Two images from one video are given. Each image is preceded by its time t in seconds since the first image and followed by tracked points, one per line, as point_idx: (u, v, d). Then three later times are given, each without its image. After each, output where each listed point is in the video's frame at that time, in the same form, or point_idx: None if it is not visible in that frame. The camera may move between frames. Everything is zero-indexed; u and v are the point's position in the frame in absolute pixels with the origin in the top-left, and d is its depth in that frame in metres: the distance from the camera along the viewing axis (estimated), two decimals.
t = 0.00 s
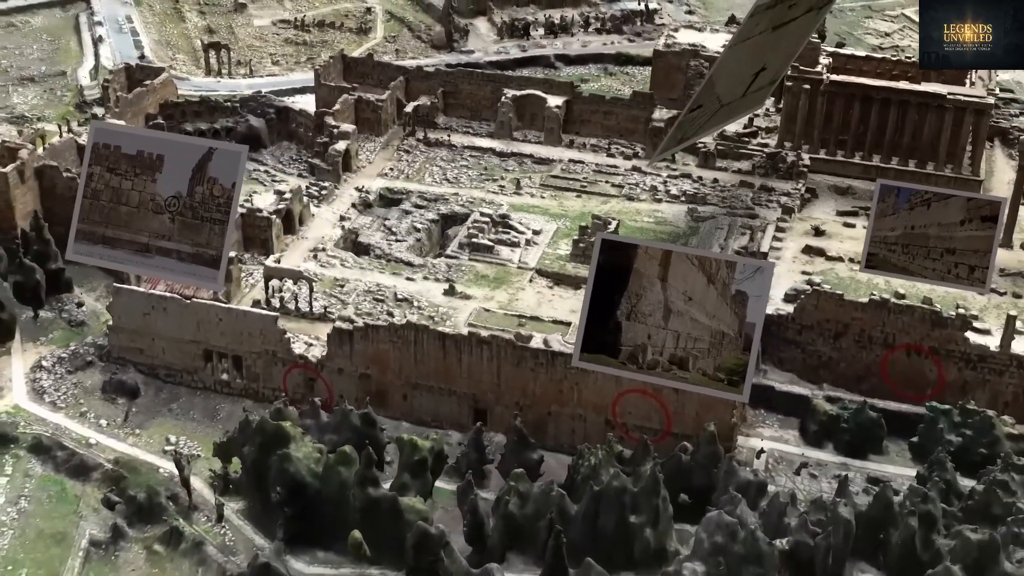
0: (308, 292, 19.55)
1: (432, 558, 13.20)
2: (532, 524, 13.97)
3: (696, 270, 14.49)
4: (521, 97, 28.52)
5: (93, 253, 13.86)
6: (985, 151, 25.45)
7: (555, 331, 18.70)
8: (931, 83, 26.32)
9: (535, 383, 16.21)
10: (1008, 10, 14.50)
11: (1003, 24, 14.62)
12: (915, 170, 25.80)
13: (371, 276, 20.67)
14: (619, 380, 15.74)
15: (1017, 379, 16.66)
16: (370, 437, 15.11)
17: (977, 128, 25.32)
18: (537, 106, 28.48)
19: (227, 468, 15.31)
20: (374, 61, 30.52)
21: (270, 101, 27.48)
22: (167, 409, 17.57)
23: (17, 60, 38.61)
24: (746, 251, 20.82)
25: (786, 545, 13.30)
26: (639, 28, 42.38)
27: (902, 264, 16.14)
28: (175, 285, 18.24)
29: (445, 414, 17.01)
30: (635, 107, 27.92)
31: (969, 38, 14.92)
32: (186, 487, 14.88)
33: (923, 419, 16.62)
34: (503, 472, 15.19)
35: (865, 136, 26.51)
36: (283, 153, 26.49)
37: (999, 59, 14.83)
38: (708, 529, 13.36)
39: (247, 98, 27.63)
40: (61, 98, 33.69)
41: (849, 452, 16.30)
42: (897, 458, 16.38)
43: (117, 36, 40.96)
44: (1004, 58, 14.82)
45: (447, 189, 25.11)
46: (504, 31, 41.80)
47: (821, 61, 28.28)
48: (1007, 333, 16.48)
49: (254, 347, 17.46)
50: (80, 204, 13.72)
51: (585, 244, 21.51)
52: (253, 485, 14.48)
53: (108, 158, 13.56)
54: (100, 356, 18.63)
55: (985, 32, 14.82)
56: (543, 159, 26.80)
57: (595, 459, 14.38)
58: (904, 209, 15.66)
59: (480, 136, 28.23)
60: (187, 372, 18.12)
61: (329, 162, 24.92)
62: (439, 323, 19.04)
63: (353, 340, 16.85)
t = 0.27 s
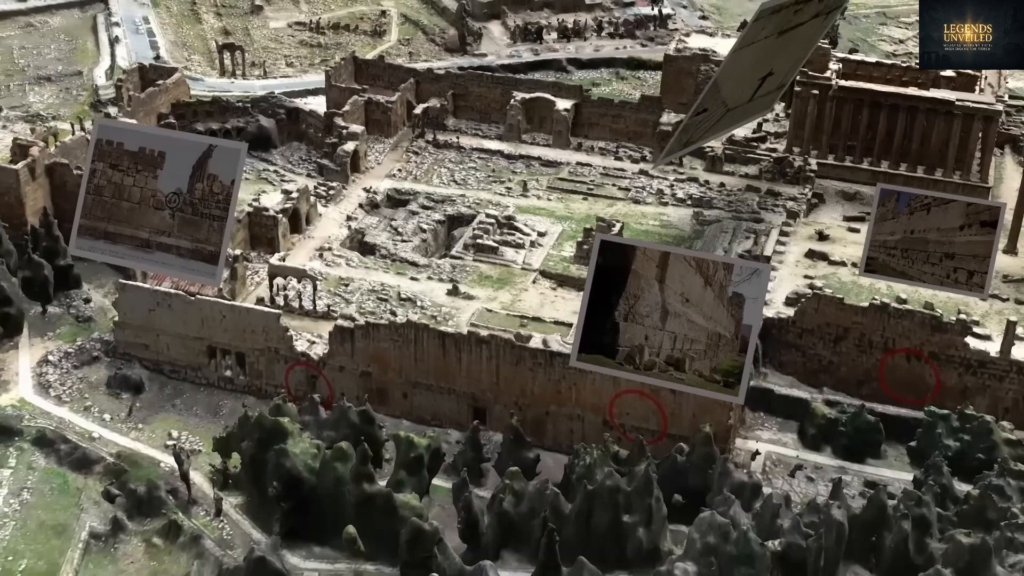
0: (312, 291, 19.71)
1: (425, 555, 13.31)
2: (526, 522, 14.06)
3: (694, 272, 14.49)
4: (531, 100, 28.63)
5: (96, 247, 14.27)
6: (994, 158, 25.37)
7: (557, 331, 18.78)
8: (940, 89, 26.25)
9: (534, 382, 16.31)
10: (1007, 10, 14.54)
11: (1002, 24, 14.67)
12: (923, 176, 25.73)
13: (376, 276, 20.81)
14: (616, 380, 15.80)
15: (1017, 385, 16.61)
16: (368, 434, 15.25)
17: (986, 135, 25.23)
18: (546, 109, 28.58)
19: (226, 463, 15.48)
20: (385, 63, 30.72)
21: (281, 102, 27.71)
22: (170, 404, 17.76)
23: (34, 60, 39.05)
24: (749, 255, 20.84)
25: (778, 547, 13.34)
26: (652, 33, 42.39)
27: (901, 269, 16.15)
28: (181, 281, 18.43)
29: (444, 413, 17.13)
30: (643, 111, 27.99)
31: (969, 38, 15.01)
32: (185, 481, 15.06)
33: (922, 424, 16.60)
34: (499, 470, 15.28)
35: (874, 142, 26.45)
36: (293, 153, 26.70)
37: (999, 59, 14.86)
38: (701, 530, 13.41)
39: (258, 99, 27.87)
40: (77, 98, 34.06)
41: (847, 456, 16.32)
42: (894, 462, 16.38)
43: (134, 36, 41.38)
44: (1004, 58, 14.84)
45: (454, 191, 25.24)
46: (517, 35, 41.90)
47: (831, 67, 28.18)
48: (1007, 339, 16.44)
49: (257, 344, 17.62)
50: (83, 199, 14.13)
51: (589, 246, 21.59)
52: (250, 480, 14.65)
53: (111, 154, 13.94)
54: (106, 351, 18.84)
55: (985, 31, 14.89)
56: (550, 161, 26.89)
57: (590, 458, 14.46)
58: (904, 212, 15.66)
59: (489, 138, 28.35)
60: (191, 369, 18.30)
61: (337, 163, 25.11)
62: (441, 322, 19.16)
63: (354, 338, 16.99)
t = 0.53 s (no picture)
0: (317, 290, 19.90)
1: (418, 550, 13.44)
2: (520, 520, 14.17)
3: (692, 274, 14.53)
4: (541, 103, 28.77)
5: (97, 241, 14.56)
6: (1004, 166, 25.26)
7: (559, 332, 18.89)
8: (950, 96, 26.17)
9: (532, 382, 16.43)
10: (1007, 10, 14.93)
11: (1002, 23, 15.03)
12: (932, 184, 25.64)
13: (381, 275, 20.97)
14: (614, 380, 15.89)
15: (1017, 392, 16.58)
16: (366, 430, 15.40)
17: (996, 142, 25.13)
18: (556, 112, 28.70)
19: (227, 457, 15.68)
20: (398, 65, 30.96)
21: (294, 103, 27.97)
22: (175, 399, 17.98)
23: (54, 60, 39.55)
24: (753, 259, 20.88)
25: (769, 548, 13.40)
26: (667, 39, 42.42)
27: (901, 274, 16.17)
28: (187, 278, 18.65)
29: (444, 411, 17.27)
30: (653, 115, 28.07)
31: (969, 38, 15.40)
32: (185, 474, 15.27)
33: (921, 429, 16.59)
34: (496, 469, 15.40)
35: (883, 149, 26.39)
36: (305, 154, 26.95)
37: (999, 59, 15.22)
38: (692, 529, 13.47)
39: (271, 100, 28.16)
40: (95, 97, 34.48)
41: (844, 459, 16.34)
42: (892, 467, 16.38)
43: (153, 37, 41.84)
44: (1004, 58, 15.21)
45: (462, 192, 25.38)
46: (532, 39, 42.03)
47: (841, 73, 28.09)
48: (1007, 345, 16.40)
49: (261, 341, 17.81)
50: (87, 195, 14.44)
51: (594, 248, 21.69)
52: (249, 474, 14.84)
53: (114, 150, 14.24)
54: (113, 347, 19.09)
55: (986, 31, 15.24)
56: (559, 164, 27.00)
57: (585, 457, 14.55)
58: (904, 217, 15.71)
59: (499, 141, 28.49)
60: (196, 365, 18.51)
61: (347, 163, 25.32)
62: (444, 322, 19.31)
63: (356, 336, 17.15)
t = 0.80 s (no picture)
0: (323, 289, 20.14)
1: (411, 545, 13.59)
2: (513, 517, 14.31)
3: (689, 277, 14.63)
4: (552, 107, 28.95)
5: (100, 236, 14.86)
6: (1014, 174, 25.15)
7: (561, 333, 19.02)
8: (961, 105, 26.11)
9: (531, 382, 16.58)
10: (1007, 11, 15.45)
11: (1002, 23, 15.52)
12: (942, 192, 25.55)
13: (388, 275, 21.19)
14: (611, 381, 16.00)
15: (1016, 399, 16.57)
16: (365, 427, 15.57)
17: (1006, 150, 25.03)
18: (567, 117, 28.86)
19: (227, 451, 15.91)
20: (411, 69, 31.24)
21: (307, 104, 28.28)
22: (180, 394, 18.23)
23: (76, 60, 40.11)
24: (758, 264, 20.95)
25: (760, 549, 13.47)
26: (683, 45, 42.48)
27: (898, 279, 16.16)
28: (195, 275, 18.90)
29: (444, 410, 17.44)
30: (663, 120, 28.16)
31: (969, 38, 15.87)
32: (185, 467, 15.50)
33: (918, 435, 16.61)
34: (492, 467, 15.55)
35: (893, 157, 26.35)
36: (317, 155, 27.24)
37: (1000, 58, 15.73)
38: (684, 529, 13.55)
39: (285, 101, 28.49)
40: (114, 98, 34.95)
41: (842, 463, 16.38)
42: (889, 472, 16.40)
43: (173, 39, 42.34)
44: (1004, 58, 15.72)
45: (472, 195, 25.58)
46: (548, 45, 42.23)
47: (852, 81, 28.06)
48: (1006, 352, 16.40)
49: (265, 337, 18.03)
50: (91, 190, 14.76)
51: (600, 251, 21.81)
52: (247, 467, 15.05)
53: (119, 146, 14.53)
54: (121, 342, 19.37)
55: (986, 31, 15.72)
56: (569, 168, 27.14)
57: (580, 456, 14.67)
58: (903, 223, 15.66)
59: (511, 144, 28.68)
60: (202, 360, 18.76)
61: (358, 165, 25.59)
62: (448, 322, 19.49)
63: (358, 334, 17.34)
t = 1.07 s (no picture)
0: (328, 288, 20.31)
1: (406, 541, 13.71)
2: (508, 514, 14.42)
3: (687, 278, 14.67)
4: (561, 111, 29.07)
5: (103, 232, 15.11)
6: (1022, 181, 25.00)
7: (563, 334, 19.12)
8: (969, 111, 26.01)
9: (530, 381, 16.69)
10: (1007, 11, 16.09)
11: (1002, 23, 16.16)
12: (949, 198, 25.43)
13: (392, 275, 21.36)
14: (609, 381, 16.09)
15: (1015, 405, 16.54)
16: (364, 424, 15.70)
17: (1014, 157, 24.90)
18: (575, 120, 28.98)
19: (228, 446, 16.09)
20: (422, 72, 31.47)
21: (318, 106, 28.52)
22: (185, 390, 18.44)
23: (92, 61, 40.55)
24: (761, 267, 21.00)
25: (752, 549, 13.51)
26: (696, 50, 42.50)
27: (897, 283, 16.20)
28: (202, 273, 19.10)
29: (444, 408, 17.57)
30: (670, 124, 28.23)
31: (969, 37, 16.43)
32: (186, 461, 15.69)
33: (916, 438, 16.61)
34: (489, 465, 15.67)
35: (900, 163, 26.29)
36: (327, 156, 27.47)
37: (1000, 57, 16.29)
38: (677, 528, 13.62)
39: (297, 103, 28.75)
40: (129, 98, 35.34)
41: (839, 466, 16.41)
42: (886, 475, 16.41)
43: (189, 41, 42.75)
44: (1004, 57, 16.29)
45: (479, 196, 25.73)
46: (560, 50, 42.34)
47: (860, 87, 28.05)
48: (1005, 357, 16.39)
49: (269, 335, 18.21)
50: (95, 186, 15.04)
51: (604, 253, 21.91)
52: (247, 462, 15.21)
53: (124, 144, 14.85)
54: (128, 338, 19.61)
55: (986, 30, 16.31)
56: (576, 171, 27.23)
57: (576, 454, 14.76)
58: (903, 226, 15.74)
59: (519, 147, 28.82)
60: (207, 357, 18.96)
61: (366, 166, 25.80)
62: (450, 322, 19.62)
63: (359, 332, 17.49)
